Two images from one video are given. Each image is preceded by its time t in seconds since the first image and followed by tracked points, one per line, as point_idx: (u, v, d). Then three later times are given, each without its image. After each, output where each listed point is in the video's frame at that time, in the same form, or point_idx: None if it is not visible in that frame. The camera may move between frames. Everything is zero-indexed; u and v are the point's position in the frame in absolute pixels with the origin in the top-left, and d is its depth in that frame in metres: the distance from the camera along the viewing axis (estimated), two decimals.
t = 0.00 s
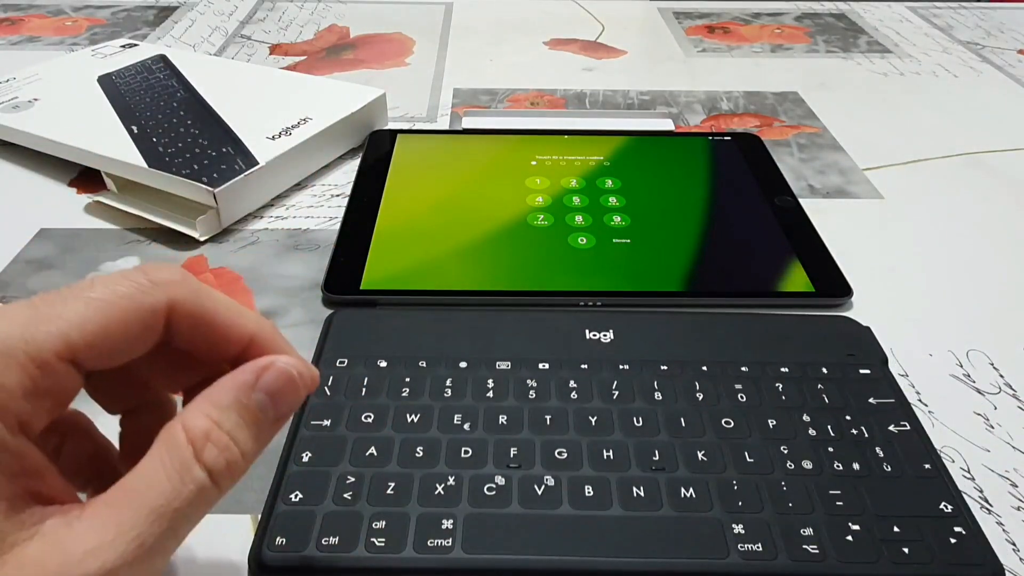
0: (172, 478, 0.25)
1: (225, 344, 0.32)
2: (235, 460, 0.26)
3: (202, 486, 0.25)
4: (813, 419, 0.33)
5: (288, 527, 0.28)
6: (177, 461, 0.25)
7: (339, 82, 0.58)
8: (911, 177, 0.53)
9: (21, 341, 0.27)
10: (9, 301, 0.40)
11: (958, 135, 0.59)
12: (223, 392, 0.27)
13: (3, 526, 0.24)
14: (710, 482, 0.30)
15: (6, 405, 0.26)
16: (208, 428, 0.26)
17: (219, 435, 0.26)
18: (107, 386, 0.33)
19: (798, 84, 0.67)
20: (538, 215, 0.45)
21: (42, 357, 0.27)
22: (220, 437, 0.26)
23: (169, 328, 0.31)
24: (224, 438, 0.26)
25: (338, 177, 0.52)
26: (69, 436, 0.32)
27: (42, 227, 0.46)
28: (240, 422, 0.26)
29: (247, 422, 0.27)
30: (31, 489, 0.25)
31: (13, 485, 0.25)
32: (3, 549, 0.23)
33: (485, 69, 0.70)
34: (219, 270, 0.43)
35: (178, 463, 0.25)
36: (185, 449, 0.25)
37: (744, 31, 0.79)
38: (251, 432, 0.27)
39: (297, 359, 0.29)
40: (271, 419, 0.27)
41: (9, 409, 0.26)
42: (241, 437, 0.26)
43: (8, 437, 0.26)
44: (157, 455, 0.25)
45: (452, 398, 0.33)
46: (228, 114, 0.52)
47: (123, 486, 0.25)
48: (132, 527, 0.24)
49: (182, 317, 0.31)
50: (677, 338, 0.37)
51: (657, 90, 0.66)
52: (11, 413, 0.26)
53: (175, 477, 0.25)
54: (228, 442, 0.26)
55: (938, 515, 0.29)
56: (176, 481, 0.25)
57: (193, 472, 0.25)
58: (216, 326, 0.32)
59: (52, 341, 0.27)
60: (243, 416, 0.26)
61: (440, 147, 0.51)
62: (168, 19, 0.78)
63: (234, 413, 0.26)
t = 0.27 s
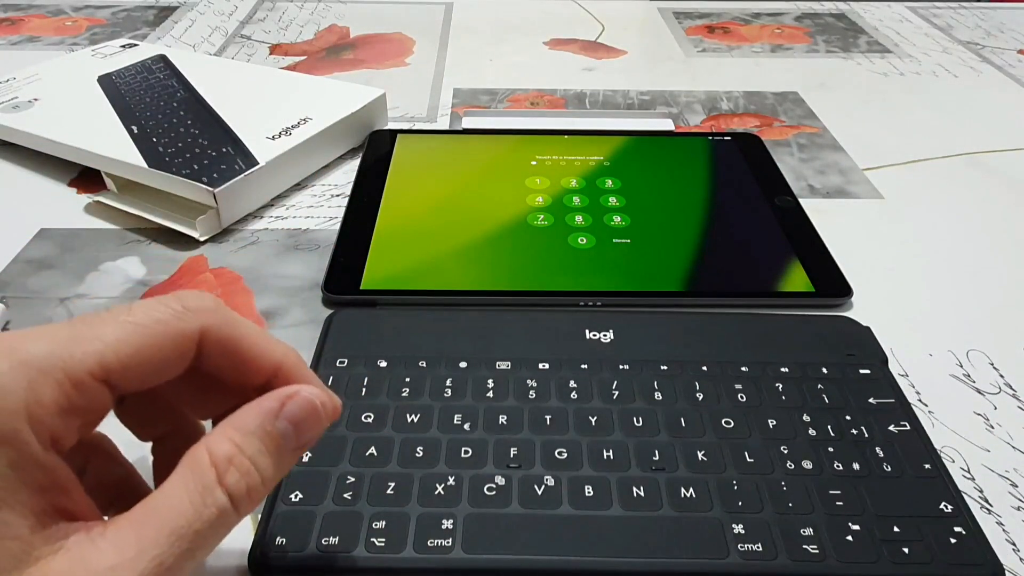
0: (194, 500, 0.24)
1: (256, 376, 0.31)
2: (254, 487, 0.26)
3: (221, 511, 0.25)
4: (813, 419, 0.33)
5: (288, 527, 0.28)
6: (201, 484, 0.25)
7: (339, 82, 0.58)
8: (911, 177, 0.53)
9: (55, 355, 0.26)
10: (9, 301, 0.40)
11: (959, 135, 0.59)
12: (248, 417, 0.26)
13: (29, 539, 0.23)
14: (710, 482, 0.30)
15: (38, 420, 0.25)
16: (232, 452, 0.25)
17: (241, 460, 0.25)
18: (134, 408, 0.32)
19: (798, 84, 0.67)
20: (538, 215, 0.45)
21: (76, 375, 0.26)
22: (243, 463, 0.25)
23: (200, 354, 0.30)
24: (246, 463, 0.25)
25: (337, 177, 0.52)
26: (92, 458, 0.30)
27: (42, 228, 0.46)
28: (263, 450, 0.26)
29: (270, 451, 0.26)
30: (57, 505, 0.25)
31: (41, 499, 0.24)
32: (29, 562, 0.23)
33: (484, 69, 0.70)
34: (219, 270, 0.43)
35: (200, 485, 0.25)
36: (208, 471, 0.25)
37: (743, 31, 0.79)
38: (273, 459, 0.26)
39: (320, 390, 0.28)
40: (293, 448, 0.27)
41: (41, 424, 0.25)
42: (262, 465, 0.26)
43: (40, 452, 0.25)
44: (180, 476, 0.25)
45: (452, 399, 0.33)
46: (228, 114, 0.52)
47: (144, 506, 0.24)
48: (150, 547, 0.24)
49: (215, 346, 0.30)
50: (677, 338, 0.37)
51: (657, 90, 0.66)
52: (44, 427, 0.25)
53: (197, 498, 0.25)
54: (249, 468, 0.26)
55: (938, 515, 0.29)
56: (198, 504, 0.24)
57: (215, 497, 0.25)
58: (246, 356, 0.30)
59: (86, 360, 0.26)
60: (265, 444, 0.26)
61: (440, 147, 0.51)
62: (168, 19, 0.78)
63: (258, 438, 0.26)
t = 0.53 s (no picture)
0: (195, 501, 0.24)
1: (259, 379, 0.31)
2: (255, 490, 0.26)
3: (222, 513, 0.25)
4: (813, 419, 0.33)
5: (288, 527, 0.28)
6: (201, 486, 0.25)
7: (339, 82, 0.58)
8: (911, 177, 0.53)
9: (59, 356, 0.26)
10: (9, 301, 0.40)
11: (959, 135, 0.59)
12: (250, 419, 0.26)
13: (31, 539, 0.24)
14: (710, 482, 0.30)
15: (41, 421, 0.25)
16: (233, 455, 0.25)
17: (242, 462, 0.25)
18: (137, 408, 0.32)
19: (798, 84, 0.67)
20: (538, 215, 0.45)
21: (80, 378, 0.26)
22: (244, 465, 0.25)
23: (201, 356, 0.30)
24: (247, 466, 0.25)
25: (338, 177, 0.52)
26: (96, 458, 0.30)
27: (42, 228, 0.46)
28: (264, 454, 0.26)
29: (271, 454, 0.26)
30: (60, 506, 0.25)
31: (44, 500, 0.25)
32: (30, 562, 0.23)
33: (484, 69, 0.70)
34: (219, 270, 0.43)
35: (201, 487, 0.25)
36: (210, 474, 0.25)
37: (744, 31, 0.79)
38: (274, 462, 0.26)
39: (322, 393, 0.28)
40: (295, 451, 0.27)
41: (45, 426, 0.25)
42: (263, 467, 0.26)
43: (43, 453, 0.25)
44: (181, 478, 0.25)
45: (452, 399, 0.33)
46: (228, 114, 0.52)
47: (145, 507, 0.24)
48: (152, 548, 0.24)
49: (218, 348, 0.30)
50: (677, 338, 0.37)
51: (657, 90, 0.66)
52: (46, 428, 0.25)
53: (197, 499, 0.25)
54: (249, 471, 0.25)
55: (938, 515, 0.29)
56: (199, 505, 0.24)
57: (216, 499, 0.25)
58: (248, 359, 0.30)
59: (89, 362, 0.26)
60: (266, 447, 0.26)
61: (440, 147, 0.51)
62: (168, 19, 0.78)
63: (259, 441, 0.26)
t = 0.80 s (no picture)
0: (198, 504, 0.24)
1: (261, 383, 0.31)
2: (259, 493, 0.26)
3: (226, 516, 0.25)
4: (813, 419, 0.33)
5: (288, 527, 0.28)
6: (205, 489, 0.25)
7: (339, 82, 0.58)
8: (911, 177, 0.53)
9: (63, 359, 0.26)
10: (9, 301, 0.40)
11: (959, 135, 0.59)
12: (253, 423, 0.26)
13: (34, 540, 0.24)
14: (710, 482, 0.30)
15: (45, 423, 0.25)
16: (236, 459, 0.25)
17: (246, 467, 0.25)
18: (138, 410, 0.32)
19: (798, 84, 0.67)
20: (538, 215, 0.45)
21: (84, 380, 0.26)
22: (247, 469, 0.25)
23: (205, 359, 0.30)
24: (250, 469, 0.25)
25: (338, 177, 0.52)
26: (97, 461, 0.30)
27: (42, 228, 0.46)
28: (268, 458, 0.26)
29: (274, 458, 0.26)
30: (62, 507, 0.25)
31: (48, 502, 0.25)
32: (34, 564, 0.23)
33: (484, 69, 0.70)
34: (219, 270, 0.43)
35: (204, 490, 0.25)
36: (212, 477, 0.25)
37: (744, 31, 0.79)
38: (277, 466, 0.26)
39: (324, 396, 0.28)
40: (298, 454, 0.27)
41: (49, 428, 0.25)
42: (267, 472, 0.26)
43: (47, 455, 0.25)
44: (184, 481, 0.25)
45: (452, 399, 0.33)
46: (228, 114, 0.52)
47: (150, 511, 0.24)
48: (155, 551, 0.24)
49: (221, 352, 0.30)
50: (676, 338, 0.37)
51: (657, 90, 0.66)
52: (50, 431, 0.25)
53: (200, 503, 0.25)
54: (253, 475, 0.25)
55: (938, 515, 0.29)
56: (202, 509, 0.25)
57: (220, 502, 0.25)
58: (250, 363, 0.30)
59: (95, 364, 0.26)
60: (270, 451, 0.26)
61: (440, 147, 0.51)
62: (168, 19, 0.78)
63: (262, 445, 0.26)
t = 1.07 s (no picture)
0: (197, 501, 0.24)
1: (259, 384, 0.31)
2: (258, 491, 0.26)
3: (224, 514, 0.25)
4: (813, 419, 0.33)
5: (288, 527, 0.28)
6: (204, 486, 0.25)
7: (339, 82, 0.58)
8: (911, 177, 0.53)
9: (62, 357, 0.26)
10: (9, 301, 0.40)
11: (959, 135, 0.59)
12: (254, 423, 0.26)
13: (34, 540, 0.23)
14: (710, 482, 0.30)
15: (44, 422, 0.25)
16: (235, 457, 0.25)
17: (245, 464, 0.25)
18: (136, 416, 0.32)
19: (798, 84, 0.67)
20: (538, 215, 0.45)
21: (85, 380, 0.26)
22: (247, 467, 0.25)
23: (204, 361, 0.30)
24: (250, 468, 0.26)
25: (338, 177, 0.52)
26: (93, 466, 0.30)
27: (42, 228, 0.46)
28: (267, 456, 0.26)
29: (274, 457, 0.26)
30: (62, 507, 0.25)
31: (46, 502, 0.25)
32: (33, 562, 0.23)
33: (484, 68, 0.70)
34: (219, 270, 0.43)
35: (203, 489, 0.25)
36: (212, 475, 0.25)
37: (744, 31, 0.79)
38: (276, 464, 0.26)
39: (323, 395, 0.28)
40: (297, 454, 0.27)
41: (48, 427, 0.25)
42: (266, 470, 0.26)
43: (47, 454, 0.25)
44: (184, 480, 0.25)
45: (452, 399, 0.33)
46: (228, 114, 0.52)
47: (150, 510, 0.24)
48: (153, 549, 0.23)
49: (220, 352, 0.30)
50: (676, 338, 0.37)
51: (657, 90, 0.66)
52: (49, 430, 0.25)
53: (199, 501, 0.25)
54: (252, 473, 0.26)
55: (938, 515, 0.29)
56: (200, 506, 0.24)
57: (219, 500, 0.25)
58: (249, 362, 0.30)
59: (93, 363, 0.26)
60: (269, 450, 0.26)
61: (440, 147, 0.51)
62: (168, 19, 0.78)
63: (261, 443, 0.26)
